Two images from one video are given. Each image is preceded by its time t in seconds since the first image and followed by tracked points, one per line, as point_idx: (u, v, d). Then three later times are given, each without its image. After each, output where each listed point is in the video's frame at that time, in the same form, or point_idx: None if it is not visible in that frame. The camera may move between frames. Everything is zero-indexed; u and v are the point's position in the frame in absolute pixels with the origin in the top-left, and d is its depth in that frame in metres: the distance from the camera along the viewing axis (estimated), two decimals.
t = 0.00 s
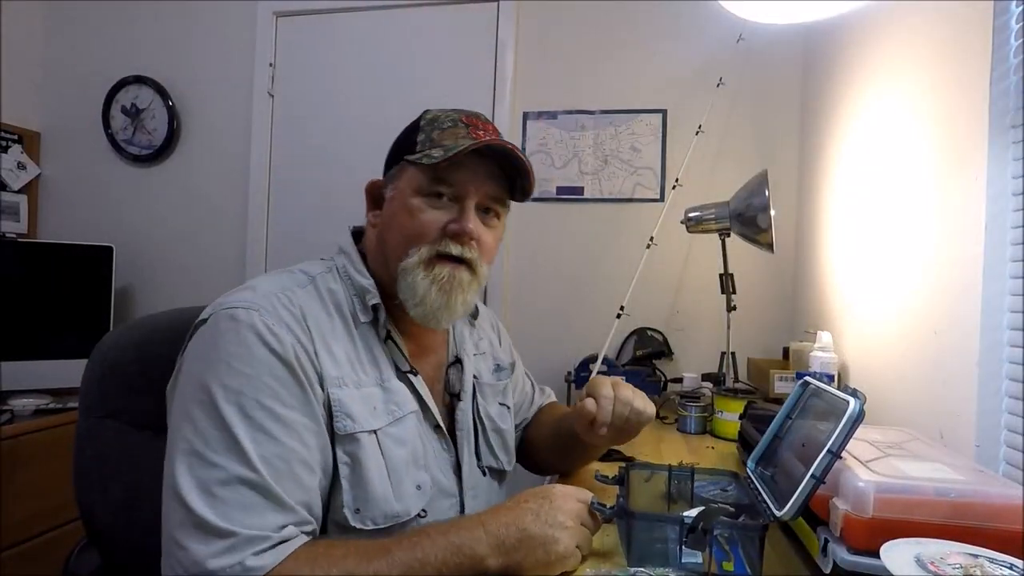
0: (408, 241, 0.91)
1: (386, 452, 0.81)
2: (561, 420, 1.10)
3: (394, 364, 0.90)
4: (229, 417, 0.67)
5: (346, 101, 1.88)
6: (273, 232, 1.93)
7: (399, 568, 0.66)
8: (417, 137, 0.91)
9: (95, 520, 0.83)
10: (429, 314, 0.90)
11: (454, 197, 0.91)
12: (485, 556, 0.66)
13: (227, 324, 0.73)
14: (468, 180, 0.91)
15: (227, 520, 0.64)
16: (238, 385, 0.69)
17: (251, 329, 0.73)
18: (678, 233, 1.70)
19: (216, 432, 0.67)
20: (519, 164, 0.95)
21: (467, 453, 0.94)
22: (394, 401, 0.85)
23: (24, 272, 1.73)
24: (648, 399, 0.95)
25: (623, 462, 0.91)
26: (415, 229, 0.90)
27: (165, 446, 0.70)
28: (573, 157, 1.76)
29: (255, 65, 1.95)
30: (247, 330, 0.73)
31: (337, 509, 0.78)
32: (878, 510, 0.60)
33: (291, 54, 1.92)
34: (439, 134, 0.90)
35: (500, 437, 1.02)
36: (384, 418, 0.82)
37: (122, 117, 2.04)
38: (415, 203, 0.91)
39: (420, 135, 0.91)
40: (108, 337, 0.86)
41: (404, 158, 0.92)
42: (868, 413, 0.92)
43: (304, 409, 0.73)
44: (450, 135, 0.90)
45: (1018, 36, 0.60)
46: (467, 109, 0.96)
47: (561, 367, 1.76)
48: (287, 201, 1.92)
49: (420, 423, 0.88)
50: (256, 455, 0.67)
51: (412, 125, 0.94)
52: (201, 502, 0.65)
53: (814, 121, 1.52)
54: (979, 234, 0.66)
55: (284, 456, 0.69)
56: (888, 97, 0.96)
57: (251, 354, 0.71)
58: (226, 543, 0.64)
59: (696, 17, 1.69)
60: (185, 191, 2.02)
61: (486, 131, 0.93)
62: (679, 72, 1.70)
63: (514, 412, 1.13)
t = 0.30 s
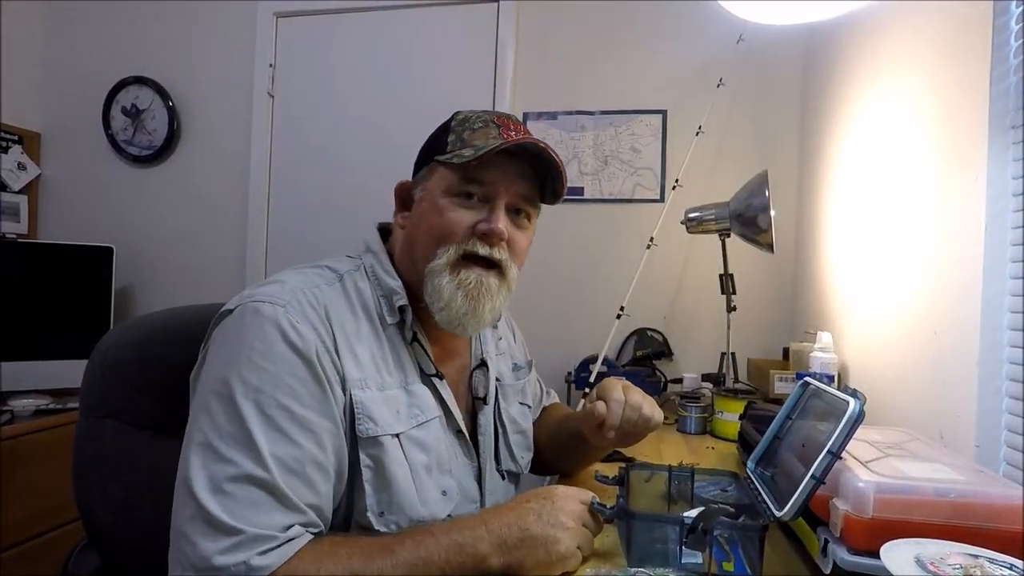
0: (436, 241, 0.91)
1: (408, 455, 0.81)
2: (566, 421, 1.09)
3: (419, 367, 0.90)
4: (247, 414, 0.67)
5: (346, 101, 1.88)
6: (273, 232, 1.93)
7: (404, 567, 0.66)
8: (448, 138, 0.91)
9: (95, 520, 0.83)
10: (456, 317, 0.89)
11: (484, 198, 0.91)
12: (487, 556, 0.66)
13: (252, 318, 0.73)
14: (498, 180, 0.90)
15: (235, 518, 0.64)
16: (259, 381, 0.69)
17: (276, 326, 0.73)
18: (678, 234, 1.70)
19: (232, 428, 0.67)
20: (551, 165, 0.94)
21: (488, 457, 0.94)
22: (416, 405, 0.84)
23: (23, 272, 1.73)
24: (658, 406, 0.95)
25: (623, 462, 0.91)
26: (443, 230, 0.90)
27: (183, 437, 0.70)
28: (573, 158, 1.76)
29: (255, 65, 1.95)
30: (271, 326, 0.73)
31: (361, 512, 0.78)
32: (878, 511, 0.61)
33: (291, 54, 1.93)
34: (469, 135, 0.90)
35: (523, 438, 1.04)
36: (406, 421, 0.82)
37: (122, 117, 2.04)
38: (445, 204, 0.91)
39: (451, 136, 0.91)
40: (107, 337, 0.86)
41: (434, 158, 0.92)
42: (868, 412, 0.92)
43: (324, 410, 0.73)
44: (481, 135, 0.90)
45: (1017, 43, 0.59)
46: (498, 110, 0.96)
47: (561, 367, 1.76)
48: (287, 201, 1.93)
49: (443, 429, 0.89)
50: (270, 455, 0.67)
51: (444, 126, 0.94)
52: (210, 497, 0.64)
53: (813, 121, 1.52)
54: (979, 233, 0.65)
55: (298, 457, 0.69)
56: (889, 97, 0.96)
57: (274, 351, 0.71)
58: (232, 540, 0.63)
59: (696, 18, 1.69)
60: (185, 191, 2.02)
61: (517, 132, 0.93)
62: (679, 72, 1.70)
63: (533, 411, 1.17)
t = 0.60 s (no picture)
0: (437, 238, 0.91)
1: (411, 454, 0.81)
2: (570, 424, 1.08)
3: (423, 367, 0.90)
4: (248, 412, 0.67)
5: (346, 101, 1.88)
6: (273, 232, 1.93)
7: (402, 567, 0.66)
8: (447, 135, 0.91)
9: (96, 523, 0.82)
10: (461, 311, 0.89)
11: (484, 195, 0.91)
12: (486, 555, 0.66)
13: (254, 317, 0.73)
14: (499, 176, 0.91)
15: (235, 517, 0.64)
16: (260, 380, 0.69)
17: (278, 325, 0.73)
18: (678, 234, 1.70)
19: (232, 426, 0.67)
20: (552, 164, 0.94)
21: (492, 455, 0.94)
22: (418, 404, 0.84)
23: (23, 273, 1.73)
24: (660, 413, 0.94)
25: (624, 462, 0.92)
26: (445, 227, 0.90)
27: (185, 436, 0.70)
28: (573, 158, 1.76)
29: (255, 65, 1.95)
30: (273, 325, 0.73)
31: (364, 511, 0.78)
32: (877, 511, 0.61)
33: (290, 54, 1.93)
34: (468, 133, 0.90)
35: (527, 436, 1.04)
36: (409, 421, 0.82)
37: (122, 117, 2.04)
38: (445, 201, 0.91)
39: (450, 134, 0.91)
40: (107, 339, 0.85)
41: (433, 156, 0.93)
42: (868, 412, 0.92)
43: (325, 409, 0.73)
44: (480, 132, 0.89)
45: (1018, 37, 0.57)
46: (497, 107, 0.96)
47: (562, 367, 1.76)
48: (287, 201, 1.93)
49: (446, 427, 0.89)
50: (270, 453, 0.67)
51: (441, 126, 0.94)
52: (210, 496, 0.64)
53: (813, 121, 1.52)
54: (979, 232, 0.65)
55: (298, 456, 0.69)
56: (888, 91, 0.96)
57: (276, 350, 0.71)
58: (232, 540, 0.63)
59: (696, 18, 1.69)
60: (185, 191, 2.02)
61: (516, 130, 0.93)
62: (679, 72, 1.70)
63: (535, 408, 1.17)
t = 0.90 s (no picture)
0: (434, 239, 0.91)
1: (407, 451, 0.80)
2: (569, 426, 1.08)
3: (420, 366, 0.90)
4: (244, 410, 0.67)
5: (346, 101, 1.88)
6: (273, 232, 1.93)
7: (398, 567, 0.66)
8: (444, 136, 0.91)
9: (96, 523, 0.82)
10: (459, 310, 0.89)
11: (480, 195, 0.91)
12: (484, 555, 0.67)
13: (250, 316, 0.74)
14: (496, 177, 0.90)
15: (233, 515, 0.64)
16: (256, 378, 0.69)
17: (275, 323, 0.73)
18: (678, 234, 1.70)
19: (229, 424, 0.67)
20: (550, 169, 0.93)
21: (488, 454, 0.94)
22: (414, 402, 0.84)
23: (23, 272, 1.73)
24: (660, 416, 0.95)
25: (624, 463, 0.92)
26: (442, 228, 0.90)
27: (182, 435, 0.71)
28: (573, 158, 1.76)
29: (255, 65, 1.95)
30: (269, 323, 0.73)
31: (361, 507, 0.77)
32: (877, 511, 0.61)
33: (290, 54, 1.93)
34: (465, 134, 0.90)
35: (524, 434, 1.04)
36: (404, 418, 0.82)
37: (122, 117, 2.04)
38: (441, 202, 0.91)
39: (447, 134, 0.91)
40: (107, 338, 0.85)
41: (430, 157, 0.93)
42: (867, 412, 0.92)
43: (320, 406, 0.73)
44: (477, 133, 0.90)
45: (1018, 35, 0.57)
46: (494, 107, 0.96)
47: (562, 367, 1.76)
48: (288, 201, 1.93)
49: (441, 424, 0.88)
50: (267, 451, 0.67)
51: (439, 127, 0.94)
52: (208, 494, 0.65)
53: (813, 121, 1.52)
54: (979, 231, 0.65)
55: (294, 453, 0.69)
56: (888, 89, 0.96)
57: (271, 348, 0.71)
58: (229, 537, 0.63)
59: (696, 18, 1.69)
60: (185, 191, 2.02)
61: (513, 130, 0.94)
62: (680, 72, 1.70)
63: (533, 407, 1.17)
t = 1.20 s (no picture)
0: (454, 263, 0.86)
1: (406, 450, 0.81)
2: (568, 428, 1.08)
3: (419, 369, 0.90)
4: (244, 411, 0.67)
5: (346, 101, 1.88)
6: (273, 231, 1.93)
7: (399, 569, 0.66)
8: (463, 150, 0.84)
9: (97, 523, 0.82)
10: (481, 336, 0.89)
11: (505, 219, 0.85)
12: (486, 556, 0.66)
13: (247, 317, 0.73)
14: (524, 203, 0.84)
15: (235, 516, 0.64)
16: (255, 379, 0.69)
17: (272, 323, 0.73)
18: (678, 233, 1.70)
19: (229, 426, 0.67)
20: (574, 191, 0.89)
21: (485, 451, 0.95)
22: (412, 401, 0.84)
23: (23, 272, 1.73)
24: (666, 420, 0.97)
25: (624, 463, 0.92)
26: (463, 252, 0.85)
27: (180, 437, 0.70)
28: (573, 157, 1.76)
29: (255, 65, 1.95)
30: (266, 324, 0.73)
31: (361, 506, 0.78)
32: (878, 511, 0.62)
33: (290, 54, 1.93)
34: (487, 154, 0.84)
35: (519, 433, 1.04)
36: (403, 417, 0.82)
37: (122, 117, 2.04)
38: (463, 226, 0.84)
39: (467, 150, 0.84)
40: (108, 338, 0.85)
41: (447, 171, 0.84)
42: (867, 412, 0.92)
43: (320, 406, 0.73)
44: (499, 153, 0.85)
45: (1018, 35, 0.58)
46: (507, 114, 0.91)
47: (562, 367, 1.76)
48: (288, 201, 1.93)
49: (438, 422, 0.89)
50: (268, 451, 0.67)
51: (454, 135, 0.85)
52: (211, 496, 0.64)
53: (813, 121, 1.52)
54: (979, 232, 0.65)
55: (295, 453, 0.69)
56: (888, 90, 0.96)
57: (270, 349, 0.71)
58: (232, 539, 0.63)
59: (696, 18, 1.69)
60: (185, 190, 2.02)
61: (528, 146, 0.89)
62: (680, 72, 1.71)
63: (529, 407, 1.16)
